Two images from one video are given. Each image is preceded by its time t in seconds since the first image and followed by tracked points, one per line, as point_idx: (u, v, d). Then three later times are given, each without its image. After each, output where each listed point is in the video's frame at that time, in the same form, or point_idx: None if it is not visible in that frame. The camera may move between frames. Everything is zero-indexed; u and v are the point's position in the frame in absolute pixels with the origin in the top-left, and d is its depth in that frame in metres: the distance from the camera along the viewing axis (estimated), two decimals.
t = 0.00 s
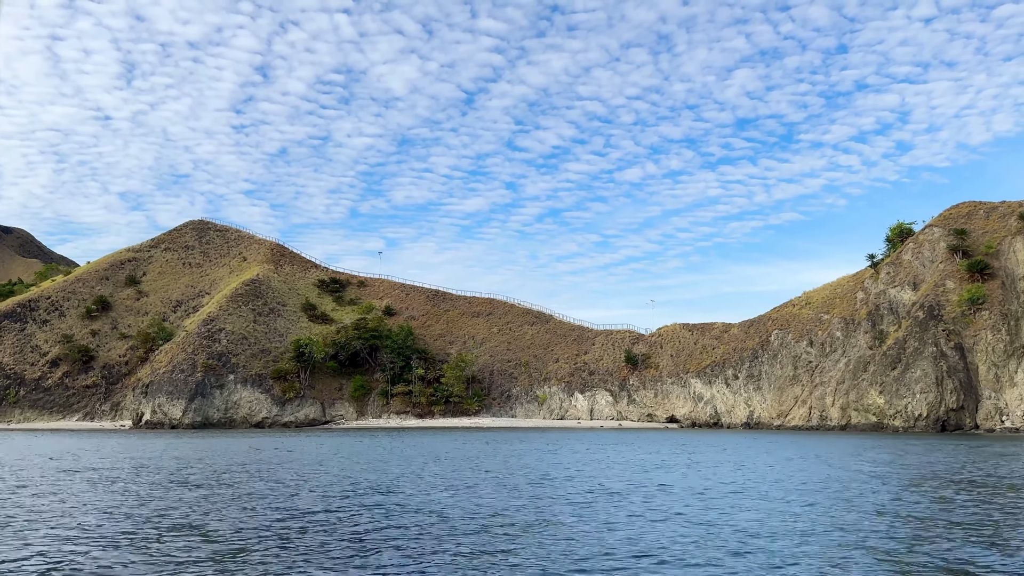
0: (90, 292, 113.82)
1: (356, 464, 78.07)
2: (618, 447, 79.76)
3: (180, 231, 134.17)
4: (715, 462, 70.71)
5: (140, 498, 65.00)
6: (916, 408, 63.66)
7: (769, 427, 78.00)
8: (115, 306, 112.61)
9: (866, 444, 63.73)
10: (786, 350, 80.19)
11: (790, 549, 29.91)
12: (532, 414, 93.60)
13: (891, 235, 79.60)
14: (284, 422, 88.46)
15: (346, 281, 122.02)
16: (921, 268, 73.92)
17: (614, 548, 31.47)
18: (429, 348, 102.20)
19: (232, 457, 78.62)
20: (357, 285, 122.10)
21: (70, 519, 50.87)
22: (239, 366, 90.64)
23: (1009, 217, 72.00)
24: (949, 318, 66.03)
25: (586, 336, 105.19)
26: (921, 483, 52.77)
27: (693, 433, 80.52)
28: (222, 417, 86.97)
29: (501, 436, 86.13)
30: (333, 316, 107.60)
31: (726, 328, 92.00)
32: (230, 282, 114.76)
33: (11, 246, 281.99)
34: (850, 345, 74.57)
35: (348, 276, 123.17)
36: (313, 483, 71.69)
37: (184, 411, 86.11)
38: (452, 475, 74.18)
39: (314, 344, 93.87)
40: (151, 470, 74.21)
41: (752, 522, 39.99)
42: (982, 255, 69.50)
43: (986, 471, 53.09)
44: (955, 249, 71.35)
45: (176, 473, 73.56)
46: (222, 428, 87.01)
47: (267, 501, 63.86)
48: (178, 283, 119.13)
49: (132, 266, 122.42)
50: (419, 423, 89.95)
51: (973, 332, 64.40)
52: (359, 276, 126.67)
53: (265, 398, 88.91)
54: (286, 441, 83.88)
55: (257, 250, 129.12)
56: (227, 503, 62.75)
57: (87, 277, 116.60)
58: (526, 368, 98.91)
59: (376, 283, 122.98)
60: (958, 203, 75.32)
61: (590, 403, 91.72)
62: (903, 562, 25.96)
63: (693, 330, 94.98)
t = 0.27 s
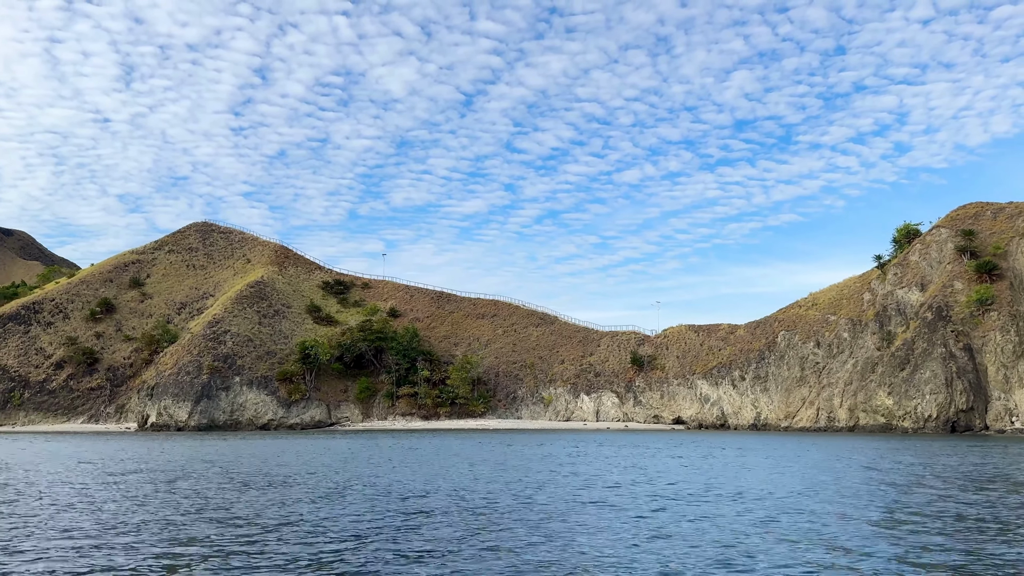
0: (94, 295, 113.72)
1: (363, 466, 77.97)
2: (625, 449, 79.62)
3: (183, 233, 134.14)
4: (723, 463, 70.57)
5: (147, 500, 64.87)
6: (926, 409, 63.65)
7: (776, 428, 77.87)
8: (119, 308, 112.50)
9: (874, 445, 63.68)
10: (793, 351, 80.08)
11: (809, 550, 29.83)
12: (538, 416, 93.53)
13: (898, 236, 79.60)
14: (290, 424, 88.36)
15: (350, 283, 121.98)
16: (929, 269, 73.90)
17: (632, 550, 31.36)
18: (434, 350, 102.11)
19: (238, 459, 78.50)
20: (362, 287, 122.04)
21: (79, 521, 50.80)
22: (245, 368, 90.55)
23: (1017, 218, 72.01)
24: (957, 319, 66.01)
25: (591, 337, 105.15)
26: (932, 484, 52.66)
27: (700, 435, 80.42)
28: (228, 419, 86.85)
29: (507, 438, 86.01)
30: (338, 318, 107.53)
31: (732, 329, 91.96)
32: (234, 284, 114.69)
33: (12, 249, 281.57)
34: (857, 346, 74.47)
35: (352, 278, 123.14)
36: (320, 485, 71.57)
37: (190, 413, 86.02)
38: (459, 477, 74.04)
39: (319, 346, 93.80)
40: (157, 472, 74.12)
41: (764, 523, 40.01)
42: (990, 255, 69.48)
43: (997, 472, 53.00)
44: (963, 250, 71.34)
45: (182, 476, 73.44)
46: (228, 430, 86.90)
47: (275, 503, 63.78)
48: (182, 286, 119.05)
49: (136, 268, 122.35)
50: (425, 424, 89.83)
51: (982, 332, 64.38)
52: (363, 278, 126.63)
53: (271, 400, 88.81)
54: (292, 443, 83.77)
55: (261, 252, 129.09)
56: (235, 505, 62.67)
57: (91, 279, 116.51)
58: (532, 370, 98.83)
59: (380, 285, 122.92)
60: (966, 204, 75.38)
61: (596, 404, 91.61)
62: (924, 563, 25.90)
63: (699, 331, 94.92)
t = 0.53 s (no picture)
0: (98, 297, 113.61)
1: (370, 468, 77.85)
2: (633, 451, 79.50)
3: (187, 236, 134.10)
4: (731, 465, 70.45)
5: (156, 502, 64.74)
6: (936, 411, 63.64)
7: (784, 430, 77.70)
8: (124, 310, 112.38)
9: (884, 447, 63.58)
10: (800, 352, 79.98)
11: (829, 552, 29.78)
12: (544, 418, 93.40)
13: (906, 238, 79.62)
14: (296, 426, 88.21)
15: (355, 284, 121.91)
16: (937, 270, 73.93)
17: (651, 551, 31.32)
18: (440, 352, 102.02)
19: (245, 461, 78.37)
20: (366, 289, 121.98)
21: (90, 523, 50.67)
22: (251, 370, 90.43)
23: None
24: (967, 320, 66.03)
25: (597, 339, 105.10)
26: (944, 485, 52.55)
27: (708, 436, 80.30)
28: (235, 421, 86.70)
29: (514, 440, 85.87)
30: (343, 320, 107.44)
31: (738, 331, 91.91)
32: (239, 286, 114.61)
33: (13, 251, 281.33)
34: (865, 347, 74.37)
35: (356, 280, 123.09)
36: (328, 487, 71.47)
37: (196, 415, 85.84)
38: (466, 479, 73.94)
39: (326, 348, 93.75)
40: (164, 474, 73.97)
41: (779, 525, 39.95)
42: (999, 256, 69.51)
43: (1009, 472, 52.92)
44: (971, 251, 71.38)
45: (189, 478, 73.32)
46: (234, 432, 86.73)
47: (283, 505, 63.68)
48: (187, 288, 118.97)
49: (140, 271, 122.28)
50: (431, 426, 89.68)
51: (992, 333, 64.39)
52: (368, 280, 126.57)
53: (277, 402, 88.66)
54: (298, 445, 83.66)
55: (266, 254, 129.03)
56: (244, 508, 62.58)
57: (96, 281, 116.42)
58: (538, 372, 98.74)
59: (385, 287, 122.85)
60: (973, 205, 75.49)
61: (602, 406, 91.48)
62: (950, 563, 25.86)
63: (706, 333, 94.85)
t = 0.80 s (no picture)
0: (104, 298, 113.58)
1: (378, 470, 77.73)
2: (640, 453, 79.38)
3: (192, 237, 134.16)
4: (740, 467, 70.27)
5: (164, 504, 64.64)
6: (947, 412, 63.72)
7: (792, 431, 77.48)
8: (129, 312, 112.32)
9: (894, 448, 63.43)
10: (808, 353, 79.87)
11: (850, 554, 29.61)
12: (551, 419, 93.29)
13: (914, 239, 79.58)
14: (303, 427, 88.06)
15: (360, 286, 121.87)
16: (946, 271, 73.93)
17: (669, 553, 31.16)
18: (446, 353, 101.91)
19: (252, 462, 78.22)
20: (371, 290, 121.93)
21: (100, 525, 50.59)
22: (258, 371, 90.32)
23: None
24: (976, 321, 66.05)
25: (603, 340, 105.04)
26: (956, 486, 52.38)
27: (716, 438, 80.14)
28: (241, 423, 86.53)
29: (521, 442, 85.72)
30: (349, 322, 107.33)
31: (746, 332, 91.85)
32: (245, 287, 114.56)
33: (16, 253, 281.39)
34: (874, 349, 74.24)
35: (362, 281, 123.06)
36: (336, 489, 71.35)
37: (203, 417, 85.69)
38: (474, 481, 73.77)
39: (332, 349, 93.71)
40: (171, 476, 73.86)
41: (794, 527, 39.81)
42: (1008, 257, 69.47)
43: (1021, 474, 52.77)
44: (980, 253, 71.35)
45: (197, 479, 73.20)
46: (241, 434, 86.57)
47: (292, 507, 63.58)
48: (192, 289, 118.92)
49: (145, 272, 122.30)
50: (438, 428, 89.51)
51: (1002, 335, 64.35)
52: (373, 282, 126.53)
53: (284, 403, 88.52)
54: (305, 446, 83.56)
55: (271, 255, 129.00)
56: (252, 509, 62.48)
57: (101, 283, 116.41)
58: (544, 373, 98.68)
59: (390, 288, 122.80)
60: (982, 207, 75.59)
61: (609, 408, 91.37)
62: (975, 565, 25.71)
63: (713, 334, 94.79)
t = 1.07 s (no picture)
0: (109, 300, 113.53)
1: (385, 471, 77.65)
2: (648, 454, 79.30)
3: (197, 239, 134.11)
4: (749, 468, 70.20)
5: (172, 505, 64.56)
6: (958, 414, 63.55)
7: (800, 433, 77.34)
8: (134, 313, 112.26)
9: (904, 450, 63.37)
10: (816, 355, 79.81)
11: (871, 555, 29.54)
12: (557, 421, 93.16)
13: (922, 240, 79.57)
14: (309, 429, 87.96)
15: (365, 287, 121.83)
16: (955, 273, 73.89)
17: (688, 556, 31.11)
18: (452, 354, 101.88)
19: (259, 464, 78.15)
20: (377, 291, 121.90)
21: (110, 527, 50.53)
22: (265, 373, 90.25)
23: None
24: (986, 323, 65.96)
25: (609, 342, 105.01)
26: (968, 488, 52.30)
27: (723, 439, 80.06)
28: (248, 425, 86.43)
29: (528, 443, 85.63)
30: (354, 323, 107.26)
31: (752, 334, 91.82)
32: (250, 289, 114.52)
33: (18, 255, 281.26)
34: (882, 350, 74.20)
35: (367, 283, 123.02)
36: (343, 490, 71.32)
37: (209, 418, 85.58)
38: (481, 483, 73.73)
39: (339, 351, 93.66)
40: (179, 477, 73.77)
41: (809, 529, 39.73)
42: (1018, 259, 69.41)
43: None
44: (989, 254, 71.33)
45: (204, 481, 73.13)
46: (248, 435, 86.47)
47: (300, 508, 63.56)
48: (197, 290, 118.87)
49: (150, 274, 122.24)
50: (444, 429, 89.42)
51: (1013, 336, 64.24)
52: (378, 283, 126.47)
53: (290, 405, 88.43)
54: (312, 447, 83.50)
55: (276, 257, 128.97)
56: (261, 510, 62.41)
57: (106, 284, 116.34)
58: (550, 375, 98.63)
59: (395, 290, 122.76)
60: (991, 208, 75.60)
61: (616, 409, 91.32)
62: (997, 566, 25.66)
63: (720, 336, 94.74)
